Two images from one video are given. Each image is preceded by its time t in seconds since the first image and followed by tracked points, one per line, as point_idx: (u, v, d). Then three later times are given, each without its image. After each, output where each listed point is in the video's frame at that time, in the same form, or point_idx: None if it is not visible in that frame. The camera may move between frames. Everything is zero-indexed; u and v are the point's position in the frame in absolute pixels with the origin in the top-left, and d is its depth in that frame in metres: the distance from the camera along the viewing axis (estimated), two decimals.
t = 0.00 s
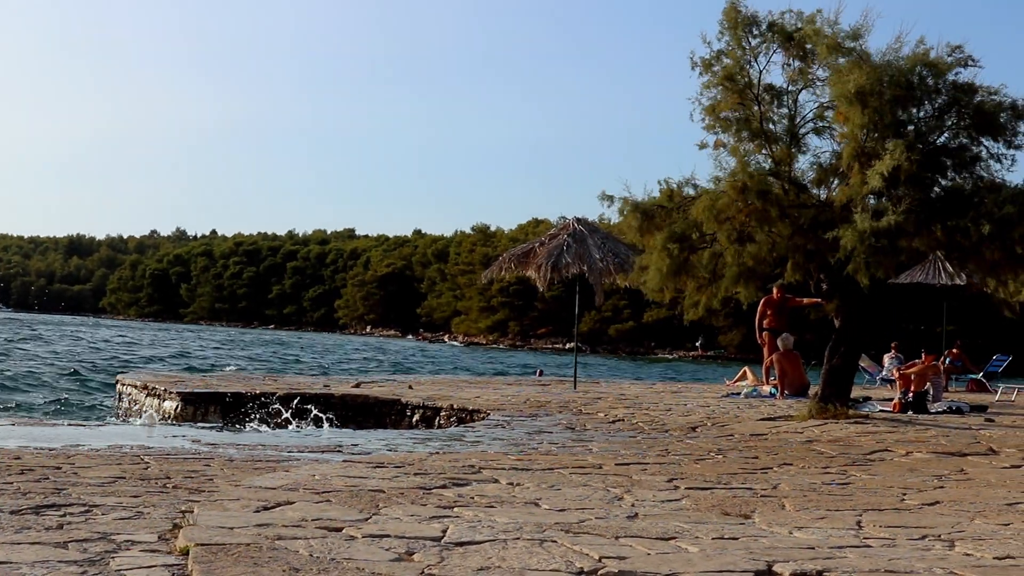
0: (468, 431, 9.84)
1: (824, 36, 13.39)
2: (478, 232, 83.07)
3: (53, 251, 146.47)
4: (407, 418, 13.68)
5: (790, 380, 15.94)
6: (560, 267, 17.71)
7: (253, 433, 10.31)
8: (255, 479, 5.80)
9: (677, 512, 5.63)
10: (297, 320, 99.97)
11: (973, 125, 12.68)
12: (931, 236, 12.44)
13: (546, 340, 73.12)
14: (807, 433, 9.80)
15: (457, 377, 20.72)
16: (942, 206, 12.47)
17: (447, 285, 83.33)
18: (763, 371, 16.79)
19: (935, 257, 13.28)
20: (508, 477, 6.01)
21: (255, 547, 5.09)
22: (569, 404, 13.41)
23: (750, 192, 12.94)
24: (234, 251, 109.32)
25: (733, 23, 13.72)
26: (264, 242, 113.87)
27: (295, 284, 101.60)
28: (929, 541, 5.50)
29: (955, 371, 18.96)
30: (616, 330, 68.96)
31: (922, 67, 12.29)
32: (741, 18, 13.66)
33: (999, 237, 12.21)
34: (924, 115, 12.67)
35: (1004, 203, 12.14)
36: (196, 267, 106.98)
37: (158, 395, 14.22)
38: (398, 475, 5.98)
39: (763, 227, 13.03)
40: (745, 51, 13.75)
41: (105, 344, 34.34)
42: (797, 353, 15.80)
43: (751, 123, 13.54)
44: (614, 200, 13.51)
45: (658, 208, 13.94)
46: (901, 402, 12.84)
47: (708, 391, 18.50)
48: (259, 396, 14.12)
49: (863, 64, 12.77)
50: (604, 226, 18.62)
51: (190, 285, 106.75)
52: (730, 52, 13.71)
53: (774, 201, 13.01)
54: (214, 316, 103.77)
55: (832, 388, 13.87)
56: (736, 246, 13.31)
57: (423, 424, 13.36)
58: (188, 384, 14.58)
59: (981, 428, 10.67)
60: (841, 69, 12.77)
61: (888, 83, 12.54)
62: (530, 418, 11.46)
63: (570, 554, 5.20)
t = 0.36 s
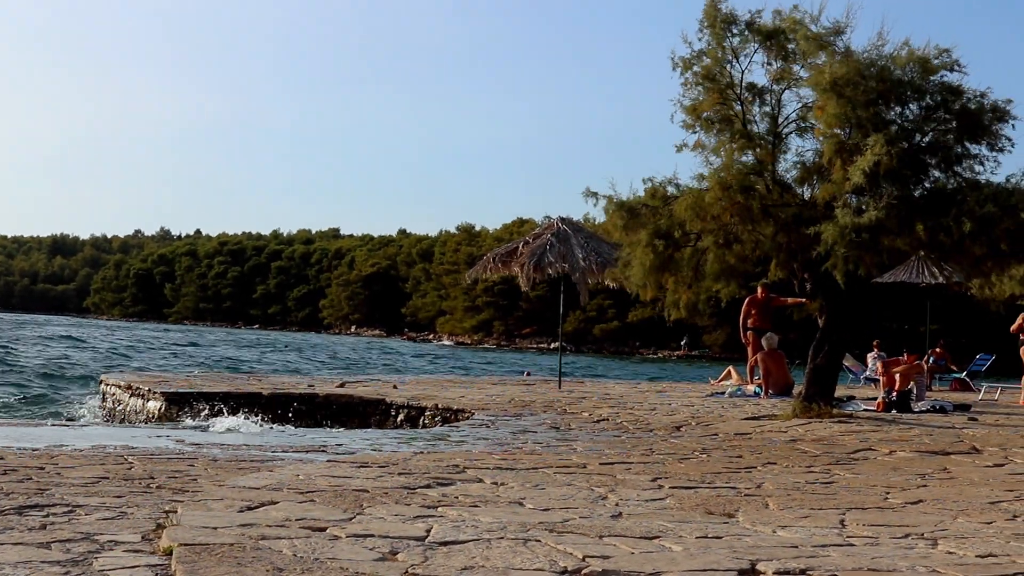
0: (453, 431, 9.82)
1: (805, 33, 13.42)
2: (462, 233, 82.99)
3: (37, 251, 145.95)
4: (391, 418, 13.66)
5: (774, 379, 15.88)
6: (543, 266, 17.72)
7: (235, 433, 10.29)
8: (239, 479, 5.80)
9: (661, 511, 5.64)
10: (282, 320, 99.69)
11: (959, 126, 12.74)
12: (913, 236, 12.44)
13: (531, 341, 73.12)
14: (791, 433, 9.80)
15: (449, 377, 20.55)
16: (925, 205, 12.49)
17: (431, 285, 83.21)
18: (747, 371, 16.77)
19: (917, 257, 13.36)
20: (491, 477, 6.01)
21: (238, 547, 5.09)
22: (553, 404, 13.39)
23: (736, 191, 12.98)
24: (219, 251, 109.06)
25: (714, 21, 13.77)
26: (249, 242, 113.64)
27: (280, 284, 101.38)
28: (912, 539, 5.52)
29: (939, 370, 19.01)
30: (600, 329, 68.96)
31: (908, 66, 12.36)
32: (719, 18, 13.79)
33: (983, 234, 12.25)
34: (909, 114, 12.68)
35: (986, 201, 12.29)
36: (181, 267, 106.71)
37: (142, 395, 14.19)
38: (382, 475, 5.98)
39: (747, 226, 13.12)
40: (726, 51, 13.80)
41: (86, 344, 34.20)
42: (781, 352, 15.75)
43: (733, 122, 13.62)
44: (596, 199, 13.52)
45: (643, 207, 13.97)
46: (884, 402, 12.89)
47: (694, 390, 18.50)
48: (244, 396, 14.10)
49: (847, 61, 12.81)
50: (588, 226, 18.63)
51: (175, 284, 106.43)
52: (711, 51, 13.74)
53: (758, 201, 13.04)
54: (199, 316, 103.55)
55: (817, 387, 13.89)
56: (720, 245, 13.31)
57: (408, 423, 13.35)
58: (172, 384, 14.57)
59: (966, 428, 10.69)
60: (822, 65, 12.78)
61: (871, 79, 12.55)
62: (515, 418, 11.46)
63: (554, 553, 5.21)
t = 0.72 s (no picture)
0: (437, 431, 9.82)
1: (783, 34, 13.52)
2: (446, 233, 82.90)
3: (19, 251, 145.34)
4: (374, 418, 13.67)
5: (756, 378, 15.89)
6: (526, 266, 17.74)
7: (216, 433, 10.29)
8: (222, 480, 5.79)
9: (644, 511, 5.65)
10: (265, 320, 99.40)
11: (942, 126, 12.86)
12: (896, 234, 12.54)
13: (515, 341, 73.14)
14: (774, 433, 9.81)
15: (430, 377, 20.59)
16: (908, 205, 12.58)
17: (415, 285, 83.10)
18: (730, 371, 16.79)
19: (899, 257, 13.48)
20: (474, 477, 6.01)
21: (221, 547, 5.09)
22: (536, 404, 13.41)
23: (713, 189, 13.13)
24: (202, 251, 108.79)
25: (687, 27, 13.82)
26: (231, 242, 113.37)
27: (263, 284, 101.16)
28: (894, 538, 5.53)
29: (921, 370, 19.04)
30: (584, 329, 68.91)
31: (890, 67, 12.49)
32: (689, 25, 13.75)
33: (967, 233, 12.32)
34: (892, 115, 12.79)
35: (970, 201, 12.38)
36: (164, 267, 106.40)
37: (125, 395, 14.19)
38: (365, 475, 5.98)
39: (726, 226, 13.24)
40: (701, 55, 13.79)
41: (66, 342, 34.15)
42: (764, 352, 15.77)
43: (713, 123, 13.71)
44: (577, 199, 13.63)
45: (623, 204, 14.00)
46: (867, 402, 12.93)
47: (678, 390, 18.51)
48: (227, 396, 14.11)
49: (827, 62, 12.96)
50: (570, 227, 18.66)
51: (160, 283, 106.12)
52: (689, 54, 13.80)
53: (738, 200, 13.25)
54: (183, 316, 103.32)
55: (800, 386, 13.76)
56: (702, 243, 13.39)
57: (391, 423, 13.37)
58: (155, 384, 14.59)
59: (948, 427, 10.73)
60: (800, 67, 12.92)
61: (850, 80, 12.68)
62: (498, 417, 11.47)
63: (536, 553, 5.21)
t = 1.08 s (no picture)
0: (417, 431, 9.84)
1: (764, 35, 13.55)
2: (427, 233, 82.77)
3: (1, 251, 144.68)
4: (356, 418, 13.68)
5: (738, 379, 15.95)
6: (508, 267, 17.75)
7: (195, 433, 10.30)
8: (204, 480, 5.79)
9: (625, 511, 5.66)
10: (246, 320, 99.06)
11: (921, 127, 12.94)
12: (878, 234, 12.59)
13: (496, 341, 73.20)
14: (756, 432, 9.84)
15: (403, 377, 20.75)
16: (889, 205, 12.58)
17: (397, 284, 82.99)
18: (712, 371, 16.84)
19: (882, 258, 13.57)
20: (456, 477, 6.02)
21: (201, 548, 5.08)
22: (518, 404, 13.44)
23: (689, 193, 13.15)
24: (183, 251, 108.49)
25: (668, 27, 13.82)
26: (213, 242, 113.08)
27: (244, 284, 100.89)
28: (874, 538, 5.55)
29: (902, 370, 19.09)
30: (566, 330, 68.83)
31: (870, 69, 12.59)
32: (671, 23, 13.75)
33: (948, 233, 12.39)
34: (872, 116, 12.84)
35: (951, 200, 12.43)
36: (145, 267, 106.04)
37: (106, 396, 14.17)
38: (346, 475, 5.98)
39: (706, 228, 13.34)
40: (682, 55, 13.75)
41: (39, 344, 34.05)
42: (746, 352, 15.81)
43: (694, 125, 13.73)
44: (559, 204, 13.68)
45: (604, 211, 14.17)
46: (847, 402, 12.97)
47: (659, 391, 18.54)
48: (208, 397, 14.11)
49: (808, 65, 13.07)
50: (552, 226, 18.70)
51: (144, 282, 105.75)
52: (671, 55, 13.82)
53: (716, 202, 13.31)
54: (163, 316, 103.04)
55: (781, 386, 13.75)
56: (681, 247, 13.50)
57: (372, 423, 13.40)
58: (136, 385, 14.59)
59: (929, 427, 10.78)
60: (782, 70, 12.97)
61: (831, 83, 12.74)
62: (480, 418, 11.49)
63: (518, 553, 5.22)
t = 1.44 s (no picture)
0: (399, 431, 9.84)
1: (748, 33, 13.54)
2: (409, 233, 82.65)
3: None
4: (338, 419, 13.69)
5: (719, 380, 15.99)
6: (494, 267, 17.74)
7: (174, 433, 10.29)
8: (185, 481, 5.78)
9: (607, 511, 5.67)
10: (228, 321, 98.72)
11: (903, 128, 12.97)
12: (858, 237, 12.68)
13: (478, 341, 73.24)
14: (737, 432, 9.88)
15: (374, 376, 20.93)
16: (869, 208, 12.66)
17: (379, 285, 82.86)
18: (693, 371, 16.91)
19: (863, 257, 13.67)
20: (437, 477, 6.02)
21: (182, 549, 5.07)
22: (500, 405, 13.46)
23: (672, 195, 13.20)
24: (165, 251, 108.13)
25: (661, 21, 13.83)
26: (195, 242, 112.69)
27: (227, 284, 100.55)
28: (855, 538, 5.57)
29: (881, 371, 19.17)
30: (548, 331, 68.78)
31: (853, 69, 12.59)
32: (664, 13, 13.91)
33: (922, 236, 12.47)
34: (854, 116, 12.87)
35: (927, 204, 12.49)
36: (127, 267, 105.61)
37: (87, 396, 14.11)
38: (327, 476, 5.98)
39: (690, 228, 13.37)
40: (673, 51, 13.81)
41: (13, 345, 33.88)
42: (728, 352, 15.85)
43: (680, 124, 13.76)
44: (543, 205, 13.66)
45: (586, 210, 14.22)
46: (828, 402, 13.03)
47: (641, 391, 18.58)
48: (190, 398, 14.08)
49: (790, 65, 13.09)
50: (535, 227, 18.72)
51: (127, 281, 105.35)
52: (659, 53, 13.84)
53: (700, 203, 13.34)
54: (145, 317, 102.70)
55: (764, 386, 13.74)
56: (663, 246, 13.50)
57: (354, 424, 13.40)
58: (116, 385, 14.53)
59: (909, 427, 10.83)
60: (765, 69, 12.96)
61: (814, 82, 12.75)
62: (461, 418, 11.50)
63: (498, 554, 5.23)
